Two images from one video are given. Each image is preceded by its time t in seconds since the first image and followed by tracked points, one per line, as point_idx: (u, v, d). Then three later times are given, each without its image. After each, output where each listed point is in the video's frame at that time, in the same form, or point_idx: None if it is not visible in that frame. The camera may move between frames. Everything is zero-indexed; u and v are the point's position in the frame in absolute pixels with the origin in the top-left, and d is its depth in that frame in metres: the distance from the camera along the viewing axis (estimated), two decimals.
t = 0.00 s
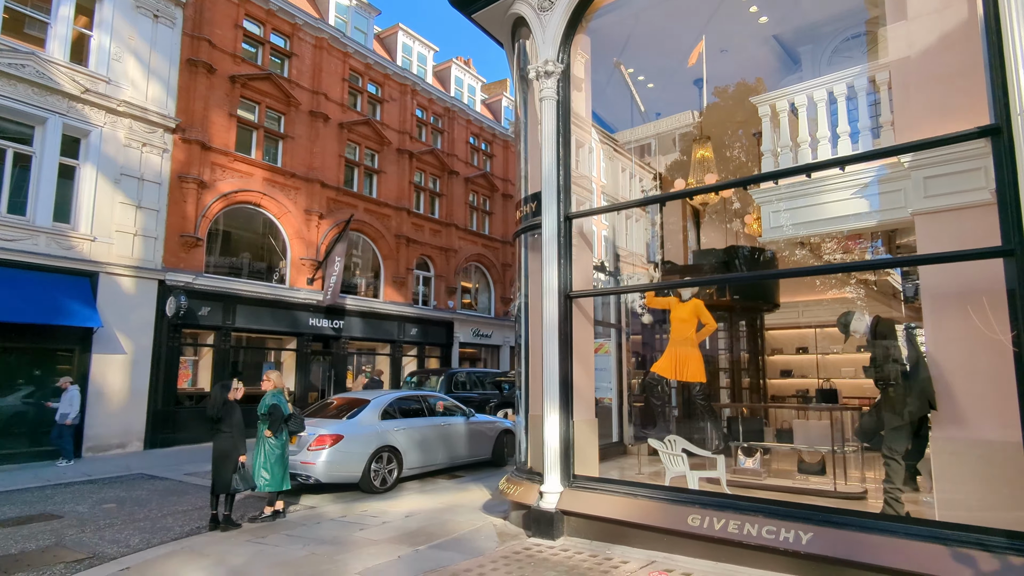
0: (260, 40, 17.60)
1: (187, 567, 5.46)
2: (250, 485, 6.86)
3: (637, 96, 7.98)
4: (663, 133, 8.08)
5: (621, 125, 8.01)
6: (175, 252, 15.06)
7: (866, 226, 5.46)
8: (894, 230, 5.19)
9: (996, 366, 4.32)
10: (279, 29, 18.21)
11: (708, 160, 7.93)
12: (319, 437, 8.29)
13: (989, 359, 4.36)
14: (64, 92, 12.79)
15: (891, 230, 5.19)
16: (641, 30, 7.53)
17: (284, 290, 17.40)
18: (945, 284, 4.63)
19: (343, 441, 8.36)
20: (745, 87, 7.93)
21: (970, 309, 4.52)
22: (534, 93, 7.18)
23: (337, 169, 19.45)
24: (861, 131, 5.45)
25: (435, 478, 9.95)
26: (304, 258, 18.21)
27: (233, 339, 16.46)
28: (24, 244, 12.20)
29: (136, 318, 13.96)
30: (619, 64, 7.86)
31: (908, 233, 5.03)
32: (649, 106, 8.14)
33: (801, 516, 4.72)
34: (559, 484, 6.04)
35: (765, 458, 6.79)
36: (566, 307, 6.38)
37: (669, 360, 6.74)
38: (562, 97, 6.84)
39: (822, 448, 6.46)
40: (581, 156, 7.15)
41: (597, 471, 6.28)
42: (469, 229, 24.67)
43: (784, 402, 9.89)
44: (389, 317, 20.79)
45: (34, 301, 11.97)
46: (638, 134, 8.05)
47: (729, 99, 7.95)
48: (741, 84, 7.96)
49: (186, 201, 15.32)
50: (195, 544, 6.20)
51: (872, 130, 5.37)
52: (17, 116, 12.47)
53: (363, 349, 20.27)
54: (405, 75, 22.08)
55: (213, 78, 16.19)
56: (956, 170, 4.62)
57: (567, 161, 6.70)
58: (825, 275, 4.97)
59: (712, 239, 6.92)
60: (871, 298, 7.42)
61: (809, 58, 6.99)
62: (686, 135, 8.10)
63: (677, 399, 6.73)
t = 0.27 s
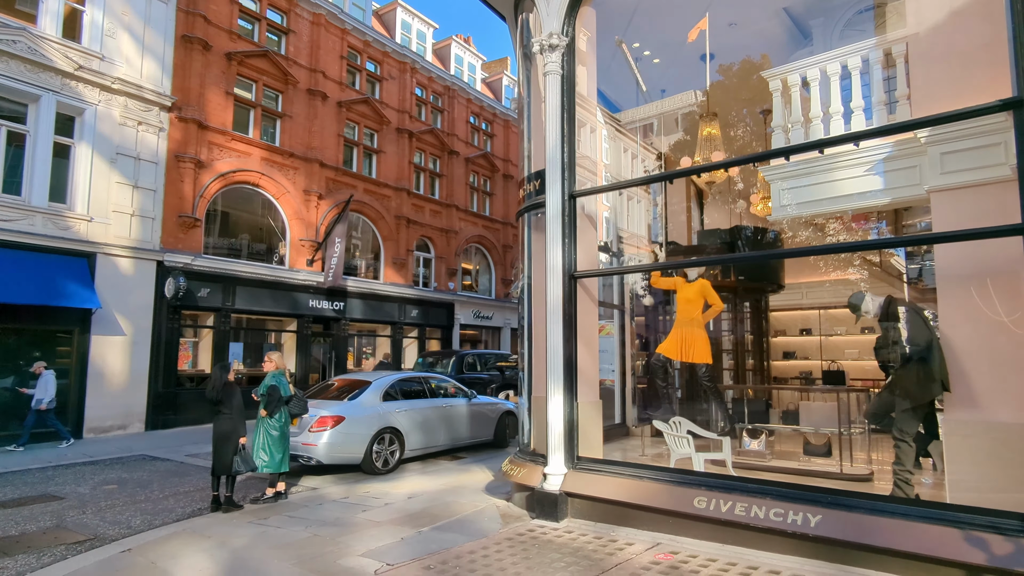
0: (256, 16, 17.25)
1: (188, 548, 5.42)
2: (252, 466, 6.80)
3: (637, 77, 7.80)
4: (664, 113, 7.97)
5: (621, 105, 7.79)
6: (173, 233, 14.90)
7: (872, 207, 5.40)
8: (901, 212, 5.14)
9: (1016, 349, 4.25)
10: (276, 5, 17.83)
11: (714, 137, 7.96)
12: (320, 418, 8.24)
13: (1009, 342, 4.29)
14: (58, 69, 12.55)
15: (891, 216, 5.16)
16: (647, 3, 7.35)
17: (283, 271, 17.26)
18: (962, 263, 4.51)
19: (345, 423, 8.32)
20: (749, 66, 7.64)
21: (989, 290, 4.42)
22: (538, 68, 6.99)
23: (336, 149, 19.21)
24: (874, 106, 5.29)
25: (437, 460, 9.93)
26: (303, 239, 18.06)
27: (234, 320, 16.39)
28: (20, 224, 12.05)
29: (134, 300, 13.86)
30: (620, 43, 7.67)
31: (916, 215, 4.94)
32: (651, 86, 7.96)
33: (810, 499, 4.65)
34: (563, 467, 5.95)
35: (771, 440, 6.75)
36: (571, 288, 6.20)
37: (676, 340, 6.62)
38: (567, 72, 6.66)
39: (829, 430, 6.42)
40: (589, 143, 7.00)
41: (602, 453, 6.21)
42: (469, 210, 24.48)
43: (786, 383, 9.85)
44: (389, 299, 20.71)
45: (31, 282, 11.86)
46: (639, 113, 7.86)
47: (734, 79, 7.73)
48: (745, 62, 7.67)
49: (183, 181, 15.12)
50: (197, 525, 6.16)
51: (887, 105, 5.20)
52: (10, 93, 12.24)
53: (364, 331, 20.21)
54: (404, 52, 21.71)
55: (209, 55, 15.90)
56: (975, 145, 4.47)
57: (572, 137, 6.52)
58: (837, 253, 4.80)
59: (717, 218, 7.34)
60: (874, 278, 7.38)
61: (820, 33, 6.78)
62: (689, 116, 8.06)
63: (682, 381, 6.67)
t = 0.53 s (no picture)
0: None
1: (190, 533, 5.35)
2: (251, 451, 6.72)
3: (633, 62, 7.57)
4: (667, 96, 7.69)
5: (615, 87, 7.53)
6: (171, 216, 14.73)
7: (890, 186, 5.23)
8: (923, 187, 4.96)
9: None
10: None
11: (721, 115, 7.89)
12: (322, 402, 8.16)
13: None
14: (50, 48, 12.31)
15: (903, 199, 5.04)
16: None
17: (283, 255, 17.09)
18: (984, 243, 4.36)
19: (346, 407, 8.24)
20: (755, 45, 7.49)
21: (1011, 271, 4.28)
22: (543, 43, 6.80)
23: (335, 131, 18.96)
24: (893, 82, 5.15)
25: (440, 444, 9.86)
26: (303, 223, 17.89)
27: (233, 304, 16.28)
28: (15, 207, 11.89)
29: (133, 283, 13.73)
30: (621, 25, 7.40)
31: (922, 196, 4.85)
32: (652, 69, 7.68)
33: (823, 484, 4.56)
34: (569, 452, 5.85)
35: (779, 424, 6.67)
36: (577, 269, 6.08)
37: (684, 323, 6.56)
38: (573, 47, 6.47)
39: (838, 414, 6.34)
40: (592, 128, 6.79)
41: (607, 437, 6.12)
42: (470, 193, 24.24)
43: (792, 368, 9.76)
44: (390, 283, 20.57)
45: (28, 265, 11.73)
46: (640, 96, 7.65)
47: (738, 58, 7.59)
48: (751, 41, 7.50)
49: (180, 162, 14.90)
50: (199, 510, 6.09)
51: (907, 80, 5.06)
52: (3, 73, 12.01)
53: (365, 315, 20.10)
54: (404, 32, 21.34)
55: (205, 34, 15.60)
56: (1001, 121, 4.32)
57: (578, 115, 6.37)
58: (853, 233, 4.63)
59: (723, 200, 7.00)
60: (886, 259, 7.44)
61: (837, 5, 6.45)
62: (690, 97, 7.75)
63: (688, 364, 6.57)
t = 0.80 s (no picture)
0: None
1: (189, 522, 5.25)
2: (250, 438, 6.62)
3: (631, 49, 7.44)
4: (668, 81, 7.64)
5: (618, 72, 7.37)
6: (168, 201, 14.55)
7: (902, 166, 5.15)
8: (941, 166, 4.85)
9: None
10: None
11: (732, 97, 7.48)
12: (322, 389, 8.06)
13: None
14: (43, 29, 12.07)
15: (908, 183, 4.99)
16: None
17: (282, 240, 16.91)
18: (1007, 225, 4.22)
19: (347, 394, 8.13)
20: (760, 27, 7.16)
21: None
22: (548, 21, 6.60)
23: (334, 115, 18.71)
24: (913, 58, 4.99)
25: (442, 431, 9.78)
26: (302, 208, 17.71)
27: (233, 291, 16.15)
28: (10, 191, 11.72)
29: (131, 269, 13.59)
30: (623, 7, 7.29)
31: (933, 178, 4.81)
32: (651, 54, 7.65)
33: (835, 472, 4.45)
34: (574, 439, 5.73)
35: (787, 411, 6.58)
36: (582, 253, 5.93)
37: (692, 309, 6.48)
38: (579, 24, 6.27)
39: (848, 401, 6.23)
40: (602, 117, 6.72)
41: (613, 424, 6.00)
42: (471, 179, 24.01)
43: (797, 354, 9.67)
44: (390, 269, 20.42)
45: (24, 251, 11.59)
46: (638, 82, 7.55)
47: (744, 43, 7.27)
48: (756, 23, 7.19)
49: (177, 147, 14.70)
50: (198, 498, 6.00)
51: (926, 56, 4.90)
52: None
53: (365, 302, 19.97)
54: (403, 14, 20.99)
55: (201, 15, 15.33)
56: None
57: (584, 94, 6.18)
58: (869, 213, 4.49)
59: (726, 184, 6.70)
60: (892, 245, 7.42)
61: None
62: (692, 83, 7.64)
63: (693, 349, 6.50)
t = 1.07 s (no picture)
0: None
1: (182, 514, 5.11)
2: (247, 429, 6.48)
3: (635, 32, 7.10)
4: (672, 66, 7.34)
5: (623, 56, 7.02)
6: (164, 187, 14.32)
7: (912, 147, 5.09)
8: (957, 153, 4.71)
9: None
10: None
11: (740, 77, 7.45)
12: (320, 377, 7.91)
13: None
14: (33, 10, 11.80)
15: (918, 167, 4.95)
16: None
17: (280, 227, 16.71)
18: None
19: (346, 382, 7.99)
20: (765, 10, 6.90)
21: None
22: None
23: (332, 100, 18.43)
24: (934, 32, 4.75)
25: (442, 420, 9.64)
26: (300, 195, 17.48)
27: (231, 279, 15.99)
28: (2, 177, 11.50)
29: (127, 256, 13.40)
30: None
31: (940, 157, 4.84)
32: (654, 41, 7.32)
33: (849, 463, 4.29)
34: (579, 429, 5.58)
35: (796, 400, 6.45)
36: (587, 238, 5.72)
37: (702, 297, 6.27)
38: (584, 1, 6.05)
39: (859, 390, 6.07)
40: (607, 106, 6.39)
41: (618, 414, 5.84)
42: (471, 165, 23.75)
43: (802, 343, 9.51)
44: (389, 257, 20.23)
45: (18, 238, 11.40)
46: (642, 67, 7.25)
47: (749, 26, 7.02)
48: (761, 6, 6.90)
49: (172, 132, 14.44)
50: (193, 489, 5.87)
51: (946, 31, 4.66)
52: None
53: (365, 290, 19.80)
54: None
55: None
56: None
57: (589, 72, 5.95)
58: (887, 196, 4.30)
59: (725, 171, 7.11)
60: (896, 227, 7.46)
61: None
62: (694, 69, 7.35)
63: (698, 338, 6.36)
